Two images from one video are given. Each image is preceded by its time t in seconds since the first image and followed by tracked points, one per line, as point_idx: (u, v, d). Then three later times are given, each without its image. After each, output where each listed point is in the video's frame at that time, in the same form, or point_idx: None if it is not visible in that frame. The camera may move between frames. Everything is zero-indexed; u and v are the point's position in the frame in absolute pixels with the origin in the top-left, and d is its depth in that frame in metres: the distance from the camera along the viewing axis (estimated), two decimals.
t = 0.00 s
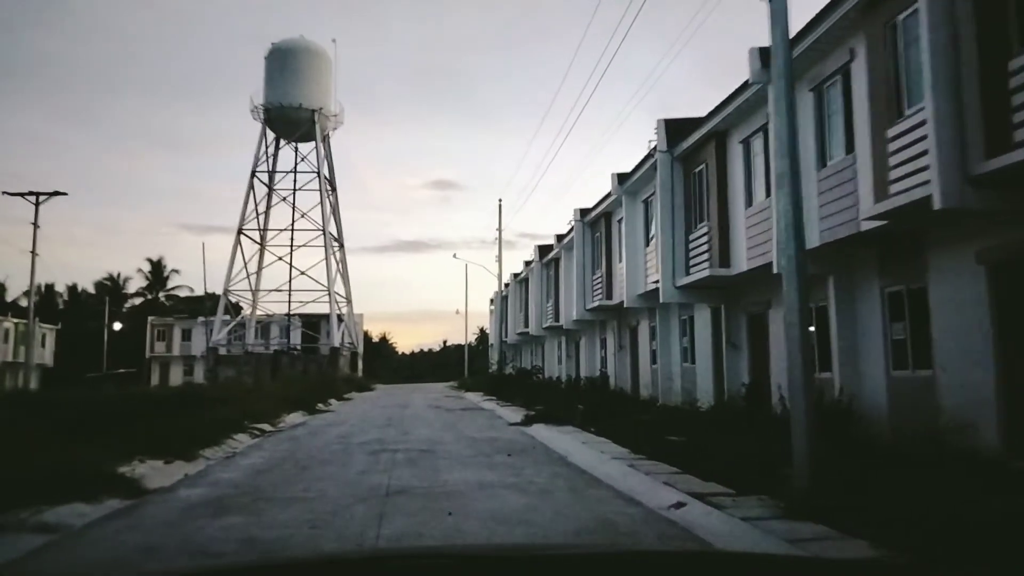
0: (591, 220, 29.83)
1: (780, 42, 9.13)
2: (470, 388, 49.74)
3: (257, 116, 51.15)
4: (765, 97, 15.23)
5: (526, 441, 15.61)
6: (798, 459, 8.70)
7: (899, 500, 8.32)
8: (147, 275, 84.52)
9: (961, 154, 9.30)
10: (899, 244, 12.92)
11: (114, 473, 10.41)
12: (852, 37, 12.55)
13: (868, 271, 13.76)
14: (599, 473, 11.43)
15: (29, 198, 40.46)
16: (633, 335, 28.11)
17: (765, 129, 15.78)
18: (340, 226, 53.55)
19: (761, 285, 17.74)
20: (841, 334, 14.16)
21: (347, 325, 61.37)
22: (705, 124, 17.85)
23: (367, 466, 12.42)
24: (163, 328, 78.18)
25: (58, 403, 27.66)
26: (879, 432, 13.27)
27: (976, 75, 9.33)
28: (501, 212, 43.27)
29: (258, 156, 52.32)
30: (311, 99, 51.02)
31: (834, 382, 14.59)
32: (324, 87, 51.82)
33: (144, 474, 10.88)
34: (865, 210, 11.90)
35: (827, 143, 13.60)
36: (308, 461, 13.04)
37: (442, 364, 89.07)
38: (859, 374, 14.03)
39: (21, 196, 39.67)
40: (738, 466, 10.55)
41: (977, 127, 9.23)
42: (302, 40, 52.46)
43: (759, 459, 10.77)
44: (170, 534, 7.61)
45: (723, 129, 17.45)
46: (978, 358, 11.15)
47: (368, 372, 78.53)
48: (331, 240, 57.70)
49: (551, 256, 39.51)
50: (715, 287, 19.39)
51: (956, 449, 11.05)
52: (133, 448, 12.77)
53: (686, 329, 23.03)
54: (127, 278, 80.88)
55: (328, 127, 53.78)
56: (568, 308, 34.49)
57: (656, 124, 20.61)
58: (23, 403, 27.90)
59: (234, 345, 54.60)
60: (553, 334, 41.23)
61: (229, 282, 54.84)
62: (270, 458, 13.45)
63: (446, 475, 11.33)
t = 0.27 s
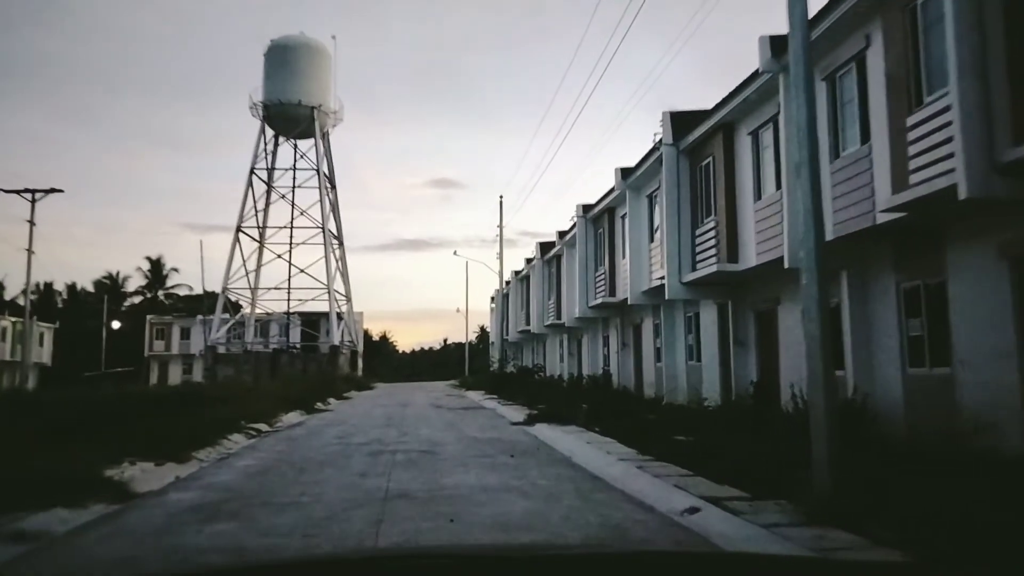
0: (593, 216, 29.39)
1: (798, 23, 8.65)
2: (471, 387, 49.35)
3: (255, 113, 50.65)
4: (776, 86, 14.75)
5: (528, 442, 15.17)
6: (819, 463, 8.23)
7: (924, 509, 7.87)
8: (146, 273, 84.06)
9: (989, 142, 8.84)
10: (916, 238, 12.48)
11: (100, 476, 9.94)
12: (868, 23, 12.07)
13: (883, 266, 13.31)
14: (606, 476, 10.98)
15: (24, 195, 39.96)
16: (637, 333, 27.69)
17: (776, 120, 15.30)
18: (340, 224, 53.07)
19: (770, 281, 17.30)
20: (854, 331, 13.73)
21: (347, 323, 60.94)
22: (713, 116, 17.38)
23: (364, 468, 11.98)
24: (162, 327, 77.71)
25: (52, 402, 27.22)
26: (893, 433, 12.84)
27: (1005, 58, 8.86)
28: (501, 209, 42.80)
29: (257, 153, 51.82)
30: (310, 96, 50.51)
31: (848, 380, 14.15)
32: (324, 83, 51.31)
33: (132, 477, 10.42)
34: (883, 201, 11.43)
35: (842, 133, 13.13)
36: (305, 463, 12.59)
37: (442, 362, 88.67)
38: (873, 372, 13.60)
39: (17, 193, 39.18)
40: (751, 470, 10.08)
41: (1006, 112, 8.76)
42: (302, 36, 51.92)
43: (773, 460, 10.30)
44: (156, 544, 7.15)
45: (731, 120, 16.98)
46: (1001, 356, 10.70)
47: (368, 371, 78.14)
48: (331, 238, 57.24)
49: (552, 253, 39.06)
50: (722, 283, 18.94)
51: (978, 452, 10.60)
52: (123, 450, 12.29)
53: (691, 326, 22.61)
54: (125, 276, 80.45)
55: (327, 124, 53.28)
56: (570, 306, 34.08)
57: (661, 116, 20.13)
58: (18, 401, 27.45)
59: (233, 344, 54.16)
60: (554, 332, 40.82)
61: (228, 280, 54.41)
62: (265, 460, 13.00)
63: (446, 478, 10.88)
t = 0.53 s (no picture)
0: (597, 215, 28.88)
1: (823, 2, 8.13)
2: (472, 389, 48.81)
3: (255, 112, 50.14)
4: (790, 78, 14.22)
5: (533, 446, 14.63)
6: (848, 472, 7.69)
7: (961, 522, 7.33)
8: (146, 274, 83.57)
9: None
10: (939, 234, 11.96)
11: (84, 484, 9.42)
12: (890, 8, 11.54)
13: (903, 264, 12.78)
14: (617, 484, 10.45)
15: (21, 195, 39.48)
16: (642, 333, 27.17)
17: (789, 113, 14.76)
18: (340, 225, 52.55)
19: (781, 280, 16.78)
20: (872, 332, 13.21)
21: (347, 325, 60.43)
22: (722, 110, 16.85)
23: (362, 475, 11.44)
24: (162, 329, 77.19)
25: (47, 404, 26.69)
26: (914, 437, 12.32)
27: None
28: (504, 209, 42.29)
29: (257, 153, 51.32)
30: (310, 95, 49.98)
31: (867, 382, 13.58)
32: (324, 83, 50.80)
33: (118, 485, 9.89)
34: (906, 195, 10.89)
35: (860, 125, 12.61)
36: (301, 469, 12.05)
37: (443, 364, 88.13)
38: (891, 374, 13.08)
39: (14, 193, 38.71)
40: (773, 480, 9.52)
41: None
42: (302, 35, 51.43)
43: (794, 468, 9.75)
44: (133, 559, 6.61)
45: (742, 114, 16.45)
46: None
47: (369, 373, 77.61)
48: (331, 239, 56.74)
49: (555, 253, 38.52)
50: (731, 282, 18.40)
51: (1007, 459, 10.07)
52: (108, 456, 11.73)
53: (698, 327, 22.08)
54: (125, 277, 79.97)
55: (328, 123, 52.78)
56: (573, 307, 33.57)
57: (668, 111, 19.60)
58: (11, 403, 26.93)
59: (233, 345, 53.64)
60: (557, 334, 40.30)
61: (228, 281, 53.92)
62: (259, 466, 12.47)
63: (447, 486, 10.35)
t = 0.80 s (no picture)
0: (600, 213, 28.46)
1: None
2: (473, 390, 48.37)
3: (254, 113, 49.72)
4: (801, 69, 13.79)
5: (537, 450, 14.20)
6: (874, 477, 7.28)
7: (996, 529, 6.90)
8: (145, 276, 83.17)
9: None
10: (958, 229, 11.55)
11: (69, 493, 8.99)
12: None
13: (920, 260, 12.35)
14: (627, 490, 10.03)
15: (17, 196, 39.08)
16: (646, 333, 26.75)
17: (800, 106, 14.34)
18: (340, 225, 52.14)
19: (791, 278, 16.36)
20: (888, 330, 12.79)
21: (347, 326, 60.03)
22: (730, 104, 16.43)
23: (360, 481, 11.02)
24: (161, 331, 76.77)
25: (43, 406, 26.28)
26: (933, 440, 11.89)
27: None
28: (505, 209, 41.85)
29: (256, 153, 50.90)
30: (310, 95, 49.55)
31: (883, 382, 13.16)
32: (324, 83, 50.39)
33: (105, 493, 9.46)
34: (926, 188, 10.44)
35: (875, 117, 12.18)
36: (298, 475, 11.62)
37: (444, 365, 87.69)
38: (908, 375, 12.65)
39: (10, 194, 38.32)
40: (792, 486, 9.10)
41: None
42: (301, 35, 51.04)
43: (813, 474, 9.33)
44: (119, 574, 6.18)
45: (750, 108, 16.03)
46: None
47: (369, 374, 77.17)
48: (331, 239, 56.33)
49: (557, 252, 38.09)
50: (739, 280, 17.97)
51: None
52: (99, 461, 11.28)
53: (705, 326, 21.66)
54: (125, 279, 79.59)
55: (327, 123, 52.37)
56: (576, 307, 33.16)
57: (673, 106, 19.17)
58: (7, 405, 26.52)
59: (232, 347, 53.20)
60: (558, 334, 39.89)
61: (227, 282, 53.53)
62: (254, 471, 12.04)
63: (449, 493, 9.92)
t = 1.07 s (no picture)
0: (603, 212, 27.99)
1: None
2: (473, 392, 47.89)
3: (253, 111, 49.25)
4: (816, 60, 13.32)
5: (539, 454, 13.72)
6: (906, 483, 6.81)
7: None
8: (144, 276, 82.66)
9: None
10: (981, 225, 11.09)
11: (47, 499, 8.48)
12: None
13: (939, 257, 11.90)
14: (639, 501, 9.55)
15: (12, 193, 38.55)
16: (650, 335, 26.29)
17: (814, 98, 13.86)
18: (339, 225, 51.67)
19: (801, 277, 15.90)
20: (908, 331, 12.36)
21: (346, 327, 59.55)
22: (739, 97, 15.98)
23: (357, 487, 10.53)
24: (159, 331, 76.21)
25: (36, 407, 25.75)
26: (954, 445, 11.41)
27: None
28: (505, 209, 41.50)
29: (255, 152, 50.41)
30: (310, 93, 49.07)
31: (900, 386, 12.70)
32: (324, 81, 49.96)
33: (87, 500, 8.94)
34: (949, 181, 9.96)
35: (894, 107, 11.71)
36: (292, 481, 11.12)
37: (443, 366, 87.28)
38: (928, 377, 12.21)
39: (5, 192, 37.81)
40: (811, 495, 8.63)
41: None
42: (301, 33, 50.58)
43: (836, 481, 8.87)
44: None
45: (761, 101, 15.57)
46: None
47: (368, 375, 76.72)
48: (329, 239, 55.88)
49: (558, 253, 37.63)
50: (748, 280, 17.49)
51: None
52: (82, 466, 10.76)
53: (711, 328, 21.20)
54: (123, 279, 79.11)
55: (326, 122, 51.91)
56: (578, 307, 32.69)
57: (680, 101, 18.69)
58: None
59: (230, 347, 52.71)
60: (560, 335, 39.42)
61: (225, 282, 53.06)
62: (246, 476, 11.55)
63: (450, 501, 9.46)
